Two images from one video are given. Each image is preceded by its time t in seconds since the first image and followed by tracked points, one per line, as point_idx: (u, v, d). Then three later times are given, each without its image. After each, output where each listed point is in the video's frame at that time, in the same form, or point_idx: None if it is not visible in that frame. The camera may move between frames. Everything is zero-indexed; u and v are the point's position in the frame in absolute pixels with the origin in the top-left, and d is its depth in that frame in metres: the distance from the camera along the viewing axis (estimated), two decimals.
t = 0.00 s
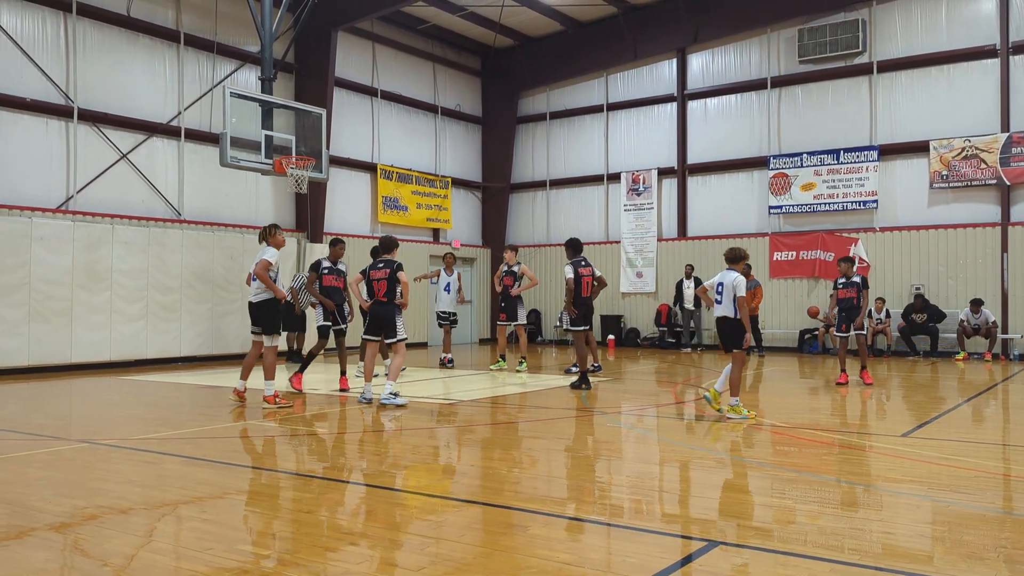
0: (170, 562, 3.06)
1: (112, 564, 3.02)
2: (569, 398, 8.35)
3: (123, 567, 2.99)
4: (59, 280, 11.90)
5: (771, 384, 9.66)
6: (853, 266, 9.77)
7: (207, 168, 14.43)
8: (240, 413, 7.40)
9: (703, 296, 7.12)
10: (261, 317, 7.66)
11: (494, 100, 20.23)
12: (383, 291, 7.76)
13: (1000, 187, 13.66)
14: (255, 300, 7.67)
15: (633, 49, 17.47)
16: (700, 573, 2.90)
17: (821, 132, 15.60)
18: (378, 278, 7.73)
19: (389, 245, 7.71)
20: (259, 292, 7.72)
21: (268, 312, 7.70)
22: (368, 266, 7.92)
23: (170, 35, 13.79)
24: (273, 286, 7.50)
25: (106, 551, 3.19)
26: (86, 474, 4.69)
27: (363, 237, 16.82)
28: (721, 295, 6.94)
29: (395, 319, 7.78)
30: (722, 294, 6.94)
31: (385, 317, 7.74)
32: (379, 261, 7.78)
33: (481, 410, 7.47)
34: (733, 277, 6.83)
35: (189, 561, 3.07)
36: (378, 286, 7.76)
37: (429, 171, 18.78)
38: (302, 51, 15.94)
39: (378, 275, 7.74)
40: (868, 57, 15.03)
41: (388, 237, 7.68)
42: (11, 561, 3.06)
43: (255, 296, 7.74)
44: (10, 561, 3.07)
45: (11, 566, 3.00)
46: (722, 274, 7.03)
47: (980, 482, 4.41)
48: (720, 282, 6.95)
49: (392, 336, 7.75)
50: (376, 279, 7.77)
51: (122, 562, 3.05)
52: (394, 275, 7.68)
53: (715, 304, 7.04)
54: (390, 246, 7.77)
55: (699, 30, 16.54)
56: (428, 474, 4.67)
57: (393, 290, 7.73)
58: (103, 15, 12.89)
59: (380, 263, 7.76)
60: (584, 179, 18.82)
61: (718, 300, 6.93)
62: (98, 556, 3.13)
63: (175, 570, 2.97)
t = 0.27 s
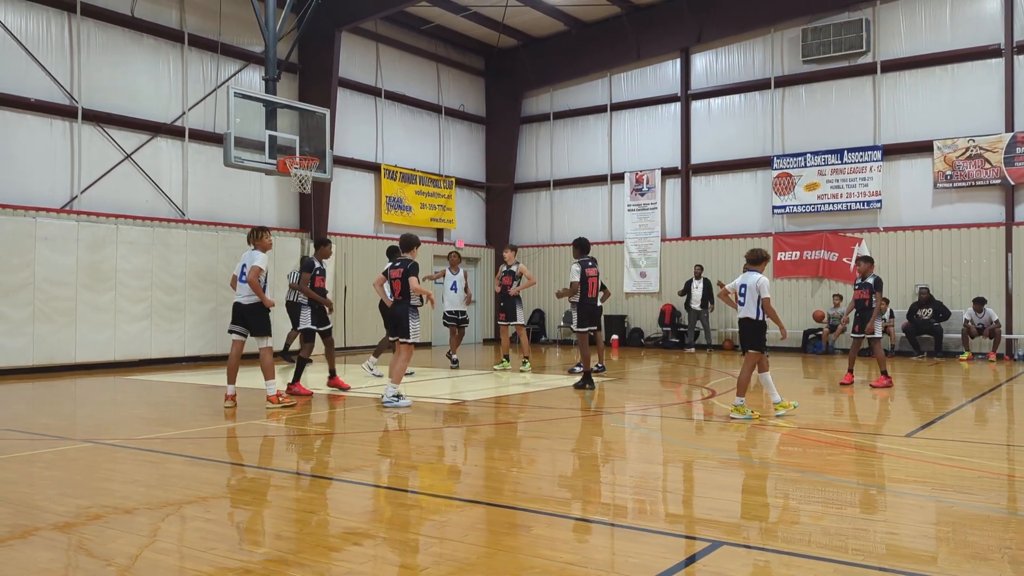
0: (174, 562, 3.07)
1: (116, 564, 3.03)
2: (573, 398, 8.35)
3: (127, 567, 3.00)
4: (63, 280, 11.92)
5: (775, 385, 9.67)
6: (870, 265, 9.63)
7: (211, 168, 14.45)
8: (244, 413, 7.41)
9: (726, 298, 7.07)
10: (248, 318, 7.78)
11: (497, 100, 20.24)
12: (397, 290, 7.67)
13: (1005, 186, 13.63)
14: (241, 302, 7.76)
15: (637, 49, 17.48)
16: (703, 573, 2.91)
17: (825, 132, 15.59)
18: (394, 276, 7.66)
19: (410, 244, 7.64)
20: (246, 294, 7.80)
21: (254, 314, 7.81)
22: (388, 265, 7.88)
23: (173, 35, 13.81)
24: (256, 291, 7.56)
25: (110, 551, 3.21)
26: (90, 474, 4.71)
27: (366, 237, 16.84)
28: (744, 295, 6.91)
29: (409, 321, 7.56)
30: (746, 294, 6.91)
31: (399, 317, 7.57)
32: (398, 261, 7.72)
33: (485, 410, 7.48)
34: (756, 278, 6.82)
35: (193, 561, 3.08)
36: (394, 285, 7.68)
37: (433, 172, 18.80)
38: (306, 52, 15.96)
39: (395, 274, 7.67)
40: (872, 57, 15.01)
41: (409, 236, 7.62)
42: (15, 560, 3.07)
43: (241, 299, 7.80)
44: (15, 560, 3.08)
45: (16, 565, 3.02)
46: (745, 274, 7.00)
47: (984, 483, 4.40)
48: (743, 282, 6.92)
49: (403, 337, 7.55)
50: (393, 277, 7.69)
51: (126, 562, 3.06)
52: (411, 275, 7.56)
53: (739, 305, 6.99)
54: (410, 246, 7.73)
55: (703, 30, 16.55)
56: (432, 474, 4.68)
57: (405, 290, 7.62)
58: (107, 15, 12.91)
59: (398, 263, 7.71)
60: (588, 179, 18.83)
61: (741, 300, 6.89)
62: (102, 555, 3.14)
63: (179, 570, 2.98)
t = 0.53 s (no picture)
0: (177, 562, 3.08)
1: (118, 564, 3.05)
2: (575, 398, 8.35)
3: (130, 567, 3.02)
4: (66, 280, 11.95)
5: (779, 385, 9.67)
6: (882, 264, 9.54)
7: (214, 168, 14.47)
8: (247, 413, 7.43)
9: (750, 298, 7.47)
10: (241, 318, 7.81)
11: (500, 100, 20.24)
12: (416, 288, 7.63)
13: (1008, 187, 13.61)
14: (235, 301, 7.77)
15: (639, 49, 17.48)
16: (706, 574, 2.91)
17: (828, 132, 15.58)
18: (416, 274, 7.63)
19: (437, 246, 7.51)
20: (238, 294, 7.81)
21: (247, 313, 7.86)
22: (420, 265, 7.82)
23: (176, 35, 13.83)
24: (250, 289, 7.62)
25: (113, 551, 3.22)
26: (93, 473, 4.73)
27: (369, 237, 16.85)
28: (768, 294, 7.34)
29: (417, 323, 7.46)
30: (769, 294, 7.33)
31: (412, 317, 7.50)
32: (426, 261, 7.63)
33: (487, 410, 7.49)
34: (780, 278, 7.22)
35: (195, 561, 3.09)
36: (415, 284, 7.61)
37: (436, 172, 18.82)
38: (309, 52, 15.98)
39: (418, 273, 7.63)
40: (875, 57, 15.00)
41: (438, 240, 7.49)
42: (18, 560, 3.08)
43: (234, 298, 7.81)
44: (18, 560, 3.09)
45: (19, 565, 3.03)
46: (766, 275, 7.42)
47: (987, 484, 4.41)
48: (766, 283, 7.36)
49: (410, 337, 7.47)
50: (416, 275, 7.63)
51: (129, 562, 3.07)
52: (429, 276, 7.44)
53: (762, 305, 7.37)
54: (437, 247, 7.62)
55: (705, 30, 16.55)
56: (434, 474, 4.69)
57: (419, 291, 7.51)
58: (110, 16, 12.93)
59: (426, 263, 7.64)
60: (591, 179, 18.83)
61: (765, 301, 7.26)
62: (105, 555, 3.15)
63: (182, 570, 2.99)
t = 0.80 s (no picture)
0: (179, 561, 3.08)
1: (120, 563, 3.05)
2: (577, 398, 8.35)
3: (132, 566, 3.02)
4: (68, 280, 11.96)
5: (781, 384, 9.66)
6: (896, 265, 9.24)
7: (216, 168, 14.49)
8: (248, 412, 7.43)
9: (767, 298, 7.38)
10: (244, 318, 7.85)
11: (502, 100, 20.24)
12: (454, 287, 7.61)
13: (1010, 186, 13.59)
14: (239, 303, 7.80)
15: (641, 49, 17.48)
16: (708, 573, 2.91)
17: (829, 132, 15.57)
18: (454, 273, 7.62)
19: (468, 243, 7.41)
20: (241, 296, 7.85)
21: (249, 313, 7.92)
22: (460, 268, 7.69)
23: (178, 35, 13.84)
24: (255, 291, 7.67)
25: (114, 550, 3.22)
26: (95, 473, 4.73)
27: (371, 237, 16.87)
28: (787, 295, 7.29)
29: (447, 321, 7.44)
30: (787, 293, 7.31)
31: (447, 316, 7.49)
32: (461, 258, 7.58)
33: (489, 410, 7.49)
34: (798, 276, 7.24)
35: (196, 560, 3.10)
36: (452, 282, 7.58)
37: (437, 172, 18.82)
38: (311, 52, 15.99)
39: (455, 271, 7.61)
40: (877, 57, 14.99)
41: (468, 236, 7.40)
42: (20, 559, 3.09)
43: (237, 300, 7.84)
44: (20, 559, 3.10)
45: (21, 564, 3.04)
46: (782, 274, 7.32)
47: (989, 483, 4.40)
48: (784, 282, 7.28)
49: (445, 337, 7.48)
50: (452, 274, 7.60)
51: (130, 561, 3.07)
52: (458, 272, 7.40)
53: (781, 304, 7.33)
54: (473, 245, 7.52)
55: (707, 30, 16.55)
56: (436, 473, 4.69)
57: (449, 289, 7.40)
58: (112, 16, 12.95)
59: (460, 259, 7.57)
60: (592, 179, 18.82)
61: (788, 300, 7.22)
62: (107, 555, 3.15)
63: (183, 569, 3.00)
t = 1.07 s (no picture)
0: (181, 561, 3.09)
1: (122, 563, 3.05)
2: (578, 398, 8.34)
3: (134, 565, 3.02)
4: (70, 280, 11.98)
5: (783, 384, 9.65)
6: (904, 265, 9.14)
7: (218, 168, 14.50)
8: (250, 412, 7.43)
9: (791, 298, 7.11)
10: (242, 317, 7.88)
11: (503, 100, 20.25)
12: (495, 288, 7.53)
13: (1012, 186, 13.57)
14: (242, 301, 7.80)
15: (642, 48, 17.48)
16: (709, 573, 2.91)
17: (831, 132, 15.56)
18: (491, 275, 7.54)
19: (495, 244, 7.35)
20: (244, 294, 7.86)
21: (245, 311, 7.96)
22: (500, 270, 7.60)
23: (180, 35, 13.86)
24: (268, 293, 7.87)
25: (116, 549, 3.22)
26: (97, 472, 4.73)
27: (373, 237, 16.88)
28: (812, 296, 7.04)
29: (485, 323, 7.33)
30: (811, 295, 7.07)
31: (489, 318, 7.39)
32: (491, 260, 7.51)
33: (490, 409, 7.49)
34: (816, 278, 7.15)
35: (199, 559, 3.10)
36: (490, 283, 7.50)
37: (439, 172, 18.83)
38: (313, 52, 16.00)
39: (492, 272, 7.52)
40: (879, 56, 14.98)
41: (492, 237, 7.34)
42: (22, 559, 3.09)
43: (240, 298, 7.83)
44: (22, 559, 3.10)
45: (23, 564, 3.04)
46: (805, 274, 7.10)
47: (991, 483, 4.40)
48: (811, 283, 7.02)
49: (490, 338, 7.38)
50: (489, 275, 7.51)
51: (132, 561, 3.08)
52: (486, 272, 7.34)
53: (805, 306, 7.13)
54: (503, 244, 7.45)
55: (709, 29, 16.55)
56: (438, 473, 4.69)
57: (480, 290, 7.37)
58: (114, 16, 12.97)
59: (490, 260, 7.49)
60: (594, 179, 18.82)
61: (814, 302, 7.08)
62: (109, 554, 3.16)
63: (186, 568, 3.00)
